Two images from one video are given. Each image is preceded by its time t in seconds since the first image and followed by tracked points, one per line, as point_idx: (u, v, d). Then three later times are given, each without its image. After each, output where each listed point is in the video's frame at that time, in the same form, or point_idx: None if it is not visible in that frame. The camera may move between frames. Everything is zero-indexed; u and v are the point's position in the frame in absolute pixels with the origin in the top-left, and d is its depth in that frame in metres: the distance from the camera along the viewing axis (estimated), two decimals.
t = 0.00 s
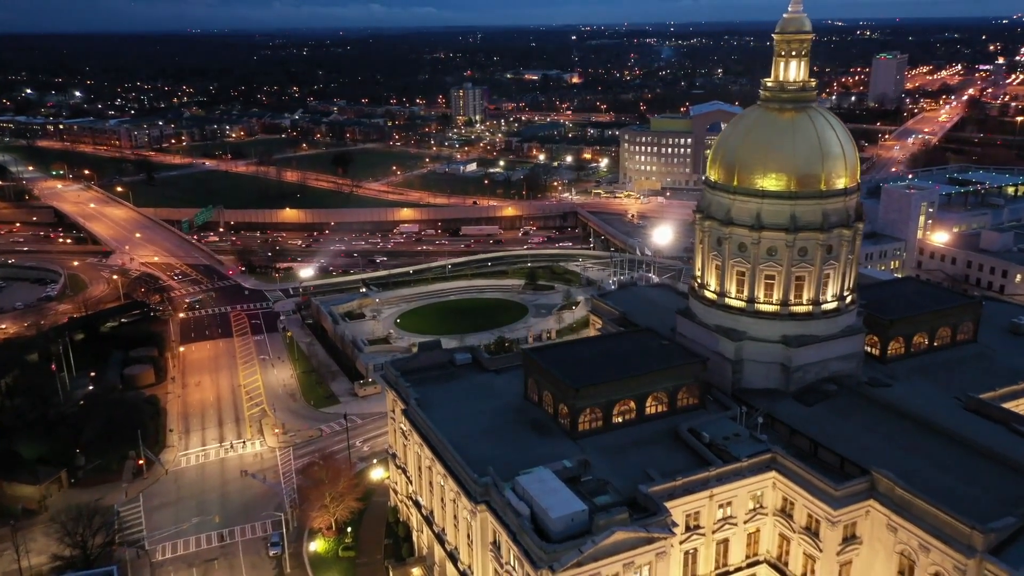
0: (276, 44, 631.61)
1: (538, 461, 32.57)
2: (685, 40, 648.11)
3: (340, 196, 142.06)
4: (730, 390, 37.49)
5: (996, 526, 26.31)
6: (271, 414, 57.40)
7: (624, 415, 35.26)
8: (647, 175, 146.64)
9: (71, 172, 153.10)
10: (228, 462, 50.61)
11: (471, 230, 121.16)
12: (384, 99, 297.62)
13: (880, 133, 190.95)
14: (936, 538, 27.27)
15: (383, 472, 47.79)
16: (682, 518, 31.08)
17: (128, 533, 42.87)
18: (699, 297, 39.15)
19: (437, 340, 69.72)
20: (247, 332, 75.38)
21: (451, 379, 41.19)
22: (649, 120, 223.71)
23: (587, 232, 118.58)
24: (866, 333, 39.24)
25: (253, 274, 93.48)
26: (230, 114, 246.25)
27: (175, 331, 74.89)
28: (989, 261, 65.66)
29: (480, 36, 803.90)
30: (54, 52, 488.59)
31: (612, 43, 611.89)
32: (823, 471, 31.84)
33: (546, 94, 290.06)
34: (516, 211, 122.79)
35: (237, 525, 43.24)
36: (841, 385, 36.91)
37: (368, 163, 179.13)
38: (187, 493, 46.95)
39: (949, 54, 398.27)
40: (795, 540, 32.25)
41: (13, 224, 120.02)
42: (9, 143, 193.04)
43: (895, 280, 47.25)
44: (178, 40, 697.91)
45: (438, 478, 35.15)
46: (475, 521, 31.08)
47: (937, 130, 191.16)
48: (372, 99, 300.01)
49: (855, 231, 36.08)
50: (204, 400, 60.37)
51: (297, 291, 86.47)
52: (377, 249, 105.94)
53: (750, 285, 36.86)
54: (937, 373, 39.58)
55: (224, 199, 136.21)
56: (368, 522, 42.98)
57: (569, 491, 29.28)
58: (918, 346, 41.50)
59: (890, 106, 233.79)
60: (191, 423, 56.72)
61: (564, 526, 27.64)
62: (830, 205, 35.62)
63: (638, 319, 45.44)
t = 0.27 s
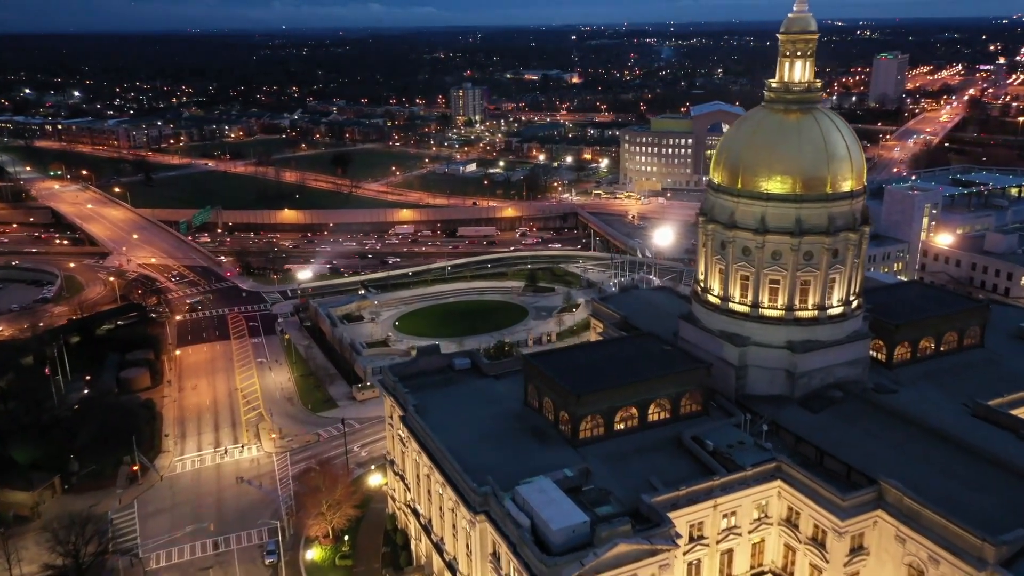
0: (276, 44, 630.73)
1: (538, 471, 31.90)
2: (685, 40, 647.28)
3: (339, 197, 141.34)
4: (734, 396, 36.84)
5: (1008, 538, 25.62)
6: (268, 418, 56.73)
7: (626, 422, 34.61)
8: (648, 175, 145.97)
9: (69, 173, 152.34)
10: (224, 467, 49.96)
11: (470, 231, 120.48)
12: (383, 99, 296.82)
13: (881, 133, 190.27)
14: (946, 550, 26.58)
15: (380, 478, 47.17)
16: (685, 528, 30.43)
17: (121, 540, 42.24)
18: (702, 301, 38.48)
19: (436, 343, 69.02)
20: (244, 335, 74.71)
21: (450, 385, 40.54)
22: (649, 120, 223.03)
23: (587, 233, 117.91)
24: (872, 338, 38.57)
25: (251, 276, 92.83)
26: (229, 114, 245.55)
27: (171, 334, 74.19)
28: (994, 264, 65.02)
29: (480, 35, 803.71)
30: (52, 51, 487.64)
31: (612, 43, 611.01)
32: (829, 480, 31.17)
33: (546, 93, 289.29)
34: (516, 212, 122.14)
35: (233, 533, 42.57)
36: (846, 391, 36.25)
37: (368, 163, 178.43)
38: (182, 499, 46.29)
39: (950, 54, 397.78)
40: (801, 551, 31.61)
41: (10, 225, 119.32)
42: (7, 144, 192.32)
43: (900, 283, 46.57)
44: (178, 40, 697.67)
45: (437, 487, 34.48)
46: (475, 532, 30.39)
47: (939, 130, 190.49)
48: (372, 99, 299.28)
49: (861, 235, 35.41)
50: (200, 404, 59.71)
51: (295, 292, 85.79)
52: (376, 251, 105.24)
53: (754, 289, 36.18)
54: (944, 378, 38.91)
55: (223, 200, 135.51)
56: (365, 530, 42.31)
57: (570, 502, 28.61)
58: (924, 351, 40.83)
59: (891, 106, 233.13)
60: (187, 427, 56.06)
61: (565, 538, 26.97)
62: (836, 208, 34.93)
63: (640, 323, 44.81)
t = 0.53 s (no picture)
0: (276, 44, 629.72)
1: (539, 481, 31.12)
2: (685, 40, 646.42)
3: (338, 198, 140.51)
4: (738, 404, 36.07)
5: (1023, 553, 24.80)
6: (265, 424, 55.95)
7: (629, 430, 33.83)
8: (648, 176, 145.15)
9: (67, 173, 151.52)
10: (220, 474, 49.20)
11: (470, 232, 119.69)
12: (383, 99, 295.98)
13: (883, 134, 189.47)
14: (958, 565, 25.77)
15: (378, 486, 46.58)
16: (690, 541, 29.64)
17: (113, 550, 41.47)
18: (706, 307, 37.69)
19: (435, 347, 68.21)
20: (241, 338, 73.94)
21: (449, 392, 39.76)
22: (649, 120, 222.23)
23: (587, 234, 117.15)
24: (879, 344, 37.77)
25: (249, 278, 92.04)
26: (227, 114, 244.78)
27: (167, 337, 73.36)
28: (1000, 267, 64.26)
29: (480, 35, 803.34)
30: (52, 51, 486.74)
31: (613, 43, 610.23)
32: (837, 491, 30.38)
33: (546, 94, 288.44)
34: (516, 213, 121.40)
35: (227, 542, 41.81)
36: (854, 399, 35.46)
37: (367, 163, 177.63)
38: (177, 507, 45.51)
39: (950, 54, 397.14)
40: (808, 563, 30.82)
41: (7, 226, 118.53)
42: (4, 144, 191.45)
43: (906, 287, 45.77)
44: (178, 40, 697.37)
45: (435, 497, 33.69)
46: (474, 544, 29.59)
47: (940, 130, 189.72)
48: (371, 99, 298.44)
49: (869, 239, 34.64)
50: (196, 409, 58.90)
51: (292, 295, 84.98)
52: (375, 252, 104.46)
53: (759, 295, 35.39)
54: (953, 385, 38.13)
55: (221, 200, 134.71)
56: (362, 539, 41.61)
57: (572, 515, 27.81)
58: (932, 357, 40.05)
59: (892, 107, 232.37)
60: (183, 433, 55.30)
61: (566, 553, 26.17)
62: (844, 212, 34.14)
63: (642, 329, 44.02)
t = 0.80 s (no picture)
0: (276, 44, 629.13)
1: (539, 494, 30.30)
2: (685, 40, 645.82)
3: (337, 199, 139.67)
4: (743, 413, 35.28)
5: None
6: (261, 430, 55.13)
7: (632, 440, 33.01)
8: (649, 177, 144.32)
9: (64, 174, 150.71)
10: (215, 482, 48.38)
11: (469, 234, 118.97)
12: (383, 99, 295.15)
13: (884, 135, 188.70)
14: None
15: (376, 494, 45.60)
16: (695, 555, 28.83)
17: (105, 561, 40.68)
18: (710, 313, 36.89)
19: (434, 351, 67.42)
20: (238, 342, 73.15)
21: (447, 399, 38.97)
22: (650, 121, 221.46)
23: (588, 236, 116.39)
24: (886, 352, 36.96)
25: (247, 281, 91.26)
26: (227, 115, 243.90)
27: (164, 341, 72.59)
28: (1006, 270, 63.49)
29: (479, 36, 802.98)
30: (51, 51, 486.22)
31: (613, 43, 609.71)
32: (846, 504, 29.56)
33: (546, 94, 287.74)
34: (516, 214, 120.64)
35: (221, 552, 41.02)
36: (861, 408, 34.65)
37: (367, 165, 176.91)
38: (171, 516, 44.72)
39: (951, 55, 396.83)
40: None
41: (4, 227, 117.75)
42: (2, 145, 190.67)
43: (913, 292, 44.96)
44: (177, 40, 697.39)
45: (433, 508, 32.90)
46: (473, 559, 28.80)
47: (942, 131, 188.92)
48: (371, 100, 297.72)
49: (877, 245, 33.84)
50: (192, 415, 58.08)
51: (290, 298, 84.20)
52: (373, 254, 103.64)
53: (765, 301, 34.57)
54: (962, 393, 37.31)
55: (219, 202, 133.93)
56: (359, 549, 40.83)
57: (573, 529, 26.99)
58: (941, 364, 39.25)
59: (894, 108, 231.70)
60: (178, 439, 54.49)
61: (568, 570, 25.34)
62: (851, 217, 33.33)
63: (644, 335, 43.23)
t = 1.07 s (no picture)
0: (275, 46, 629.21)
1: (540, 505, 29.64)
2: (685, 42, 645.40)
3: (336, 201, 139.04)
4: (748, 421, 34.61)
5: None
6: (258, 436, 54.45)
7: (634, 450, 32.35)
8: (649, 179, 143.57)
9: (62, 177, 150.09)
10: (210, 490, 47.69)
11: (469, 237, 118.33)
12: (382, 101, 294.53)
13: (885, 137, 188.06)
14: None
15: (373, 503, 44.98)
16: (699, 569, 28.13)
17: (98, 571, 40.03)
18: (714, 319, 36.20)
19: (433, 355, 66.74)
20: (235, 346, 72.49)
21: (446, 407, 38.32)
22: (650, 123, 220.87)
23: (588, 239, 115.76)
24: (893, 359, 36.28)
25: (244, 284, 90.57)
26: (226, 117, 243.30)
27: (160, 345, 71.89)
28: (1011, 274, 62.86)
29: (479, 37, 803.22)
30: (50, 53, 485.78)
31: (613, 46, 609.34)
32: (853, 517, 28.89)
33: (546, 96, 287.17)
34: (515, 217, 119.98)
35: (216, 562, 40.35)
36: (868, 416, 33.94)
37: (366, 166, 176.27)
38: (165, 524, 44.04)
39: (951, 57, 396.44)
40: None
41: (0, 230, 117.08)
42: None
43: (919, 297, 44.27)
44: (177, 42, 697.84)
45: (431, 520, 32.21)
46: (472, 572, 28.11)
47: (943, 133, 188.20)
48: (370, 101, 297.23)
49: (885, 250, 33.16)
50: (188, 421, 57.33)
51: (288, 301, 83.54)
52: (372, 257, 102.97)
53: (770, 308, 33.87)
54: (970, 401, 36.62)
55: (217, 204, 133.24)
56: (356, 560, 40.18)
57: (575, 543, 26.30)
58: (948, 370, 38.51)
59: (895, 109, 231.02)
60: (173, 446, 53.81)
61: None
62: (859, 222, 32.65)
63: (647, 342, 42.57)
